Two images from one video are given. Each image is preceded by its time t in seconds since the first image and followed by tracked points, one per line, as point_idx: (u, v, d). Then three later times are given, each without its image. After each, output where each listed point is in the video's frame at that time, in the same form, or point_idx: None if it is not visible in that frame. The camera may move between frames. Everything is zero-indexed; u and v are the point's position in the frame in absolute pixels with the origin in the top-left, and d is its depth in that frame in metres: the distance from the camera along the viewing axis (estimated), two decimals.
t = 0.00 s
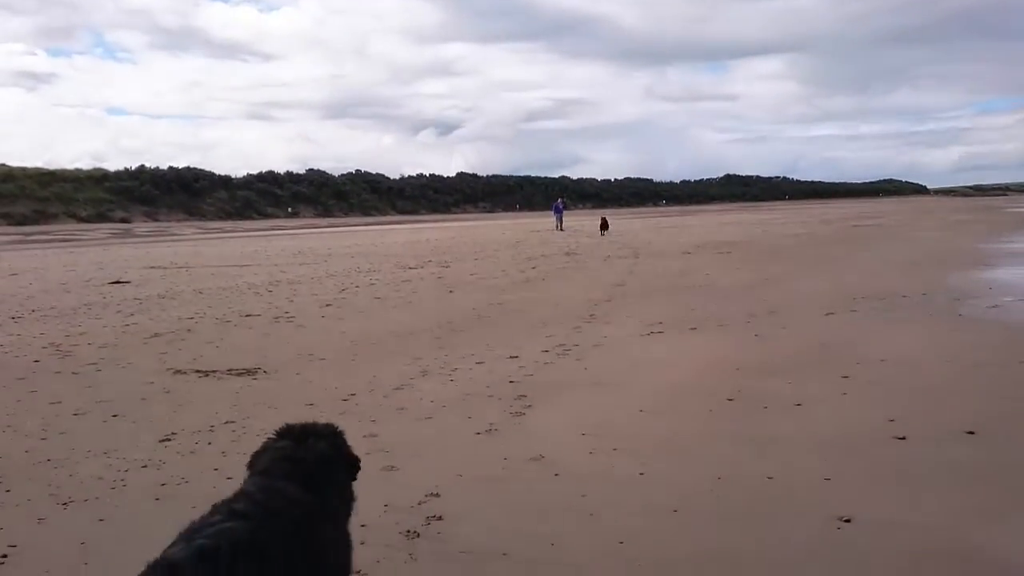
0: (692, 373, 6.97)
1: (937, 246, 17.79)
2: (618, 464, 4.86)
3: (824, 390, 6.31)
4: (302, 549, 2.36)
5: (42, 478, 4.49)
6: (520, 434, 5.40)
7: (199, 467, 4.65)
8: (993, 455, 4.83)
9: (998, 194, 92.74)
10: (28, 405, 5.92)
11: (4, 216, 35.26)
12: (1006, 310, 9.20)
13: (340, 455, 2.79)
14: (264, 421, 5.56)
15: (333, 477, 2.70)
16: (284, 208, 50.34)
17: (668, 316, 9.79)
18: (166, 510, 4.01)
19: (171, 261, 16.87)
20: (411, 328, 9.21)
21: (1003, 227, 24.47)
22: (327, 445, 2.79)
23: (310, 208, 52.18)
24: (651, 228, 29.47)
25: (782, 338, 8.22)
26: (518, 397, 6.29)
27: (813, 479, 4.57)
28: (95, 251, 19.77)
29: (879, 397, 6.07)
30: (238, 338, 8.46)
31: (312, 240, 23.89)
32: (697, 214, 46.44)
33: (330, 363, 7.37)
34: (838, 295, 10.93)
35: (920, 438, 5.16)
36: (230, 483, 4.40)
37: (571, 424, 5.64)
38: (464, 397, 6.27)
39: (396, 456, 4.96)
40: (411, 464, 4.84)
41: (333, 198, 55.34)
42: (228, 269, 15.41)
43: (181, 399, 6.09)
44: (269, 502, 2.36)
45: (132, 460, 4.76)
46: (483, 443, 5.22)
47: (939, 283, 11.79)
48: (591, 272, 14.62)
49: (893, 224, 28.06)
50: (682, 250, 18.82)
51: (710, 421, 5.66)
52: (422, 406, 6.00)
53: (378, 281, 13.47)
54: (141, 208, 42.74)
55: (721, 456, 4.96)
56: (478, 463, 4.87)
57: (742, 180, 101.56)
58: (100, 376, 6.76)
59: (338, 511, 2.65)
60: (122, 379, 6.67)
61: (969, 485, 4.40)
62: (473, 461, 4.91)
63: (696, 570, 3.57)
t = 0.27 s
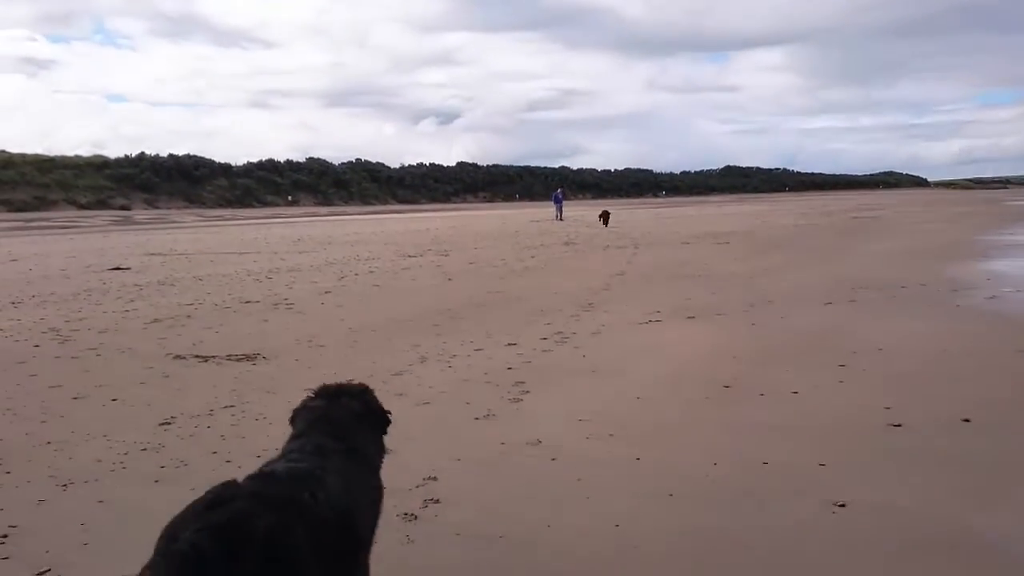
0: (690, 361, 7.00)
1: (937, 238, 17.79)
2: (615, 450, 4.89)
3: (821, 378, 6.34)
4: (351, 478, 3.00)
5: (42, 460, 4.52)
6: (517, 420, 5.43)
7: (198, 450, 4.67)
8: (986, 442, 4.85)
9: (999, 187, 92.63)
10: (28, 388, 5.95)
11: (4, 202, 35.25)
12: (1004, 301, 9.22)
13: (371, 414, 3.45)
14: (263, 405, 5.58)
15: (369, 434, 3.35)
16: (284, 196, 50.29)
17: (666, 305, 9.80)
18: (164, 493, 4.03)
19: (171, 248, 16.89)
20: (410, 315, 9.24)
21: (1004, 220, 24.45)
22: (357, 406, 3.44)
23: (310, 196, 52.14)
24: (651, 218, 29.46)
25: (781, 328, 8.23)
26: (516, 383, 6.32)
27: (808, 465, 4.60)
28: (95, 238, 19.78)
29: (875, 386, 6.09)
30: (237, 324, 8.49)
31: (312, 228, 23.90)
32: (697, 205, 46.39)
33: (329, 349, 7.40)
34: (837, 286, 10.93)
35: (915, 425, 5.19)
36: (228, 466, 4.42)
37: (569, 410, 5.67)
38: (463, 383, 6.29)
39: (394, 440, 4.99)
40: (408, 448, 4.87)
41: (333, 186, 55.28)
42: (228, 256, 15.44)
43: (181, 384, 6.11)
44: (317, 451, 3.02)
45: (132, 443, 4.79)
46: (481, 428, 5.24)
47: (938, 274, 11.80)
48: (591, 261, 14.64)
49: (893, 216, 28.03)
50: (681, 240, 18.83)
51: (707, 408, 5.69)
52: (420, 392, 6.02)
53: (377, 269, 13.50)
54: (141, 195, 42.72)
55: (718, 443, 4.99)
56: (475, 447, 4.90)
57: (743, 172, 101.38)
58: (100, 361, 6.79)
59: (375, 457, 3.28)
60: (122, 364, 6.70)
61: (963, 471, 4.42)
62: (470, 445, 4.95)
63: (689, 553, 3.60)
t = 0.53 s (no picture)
0: (684, 352, 7.02)
1: (933, 231, 17.82)
2: (608, 440, 4.91)
3: (814, 370, 6.37)
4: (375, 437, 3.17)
5: (36, 448, 4.52)
6: (511, 410, 5.45)
7: (192, 438, 4.68)
8: (977, 435, 4.88)
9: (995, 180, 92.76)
10: (22, 376, 5.95)
11: None
12: (998, 295, 9.25)
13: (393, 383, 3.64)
14: (258, 394, 5.59)
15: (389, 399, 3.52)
16: (280, 184, 50.16)
17: (661, 297, 9.81)
18: (158, 481, 4.04)
19: (166, 236, 16.86)
20: (405, 305, 9.24)
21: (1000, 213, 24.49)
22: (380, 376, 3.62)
23: (306, 184, 52.02)
24: (648, 209, 29.45)
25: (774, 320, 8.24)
26: (510, 374, 6.34)
27: (800, 457, 4.63)
28: (90, 225, 19.72)
29: (868, 378, 6.13)
30: (232, 312, 8.48)
31: (308, 217, 23.86)
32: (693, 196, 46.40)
33: (324, 338, 7.41)
34: (832, 278, 10.95)
35: (907, 418, 5.22)
36: (222, 454, 4.43)
37: (562, 400, 5.69)
38: (457, 373, 6.31)
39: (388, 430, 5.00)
40: (402, 438, 4.89)
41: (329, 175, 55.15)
42: (224, 244, 15.41)
43: (176, 372, 6.12)
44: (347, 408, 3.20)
45: (126, 431, 4.79)
46: (474, 418, 5.26)
47: (932, 267, 11.83)
48: (587, 252, 14.65)
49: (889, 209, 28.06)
50: (677, 231, 18.85)
51: (701, 399, 5.72)
52: (414, 382, 6.04)
53: (373, 258, 13.49)
54: (137, 183, 42.58)
55: (710, 434, 5.01)
56: (469, 437, 4.92)
57: (740, 163, 101.28)
58: (95, 348, 6.79)
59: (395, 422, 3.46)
60: (116, 351, 6.70)
61: (953, 463, 4.45)
62: (464, 435, 4.96)
63: (680, 543, 3.63)
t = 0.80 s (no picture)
0: (675, 344, 7.04)
1: (924, 225, 17.87)
2: (597, 432, 4.93)
3: (803, 363, 6.39)
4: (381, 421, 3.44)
5: (23, 437, 4.51)
6: (501, 402, 5.45)
7: (181, 428, 4.67)
8: (963, 428, 4.92)
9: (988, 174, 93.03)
10: (10, 365, 5.92)
11: None
12: (988, 289, 9.29)
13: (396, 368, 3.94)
14: (247, 384, 5.57)
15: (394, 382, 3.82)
16: (272, 174, 49.96)
17: (652, 289, 9.83)
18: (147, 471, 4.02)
19: (157, 226, 16.79)
20: (396, 295, 9.23)
21: (991, 207, 24.57)
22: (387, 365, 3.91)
23: (299, 174, 51.83)
24: (640, 202, 29.45)
25: (764, 313, 8.27)
26: (500, 365, 6.34)
27: (788, 450, 4.65)
28: (80, 214, 19.61)
29: (857, 371, 6.16)
30: (222, 302, 8.46)
31: (301, 207, 23.79)
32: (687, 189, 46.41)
33: (314, 328, 7.39)
34: (823, 271, 10.97)
35: (895, 411, 5.25)
36: (211, 445, 4.42)
37: (552, 392, 5.70)
38: (447, 364, 6.31)
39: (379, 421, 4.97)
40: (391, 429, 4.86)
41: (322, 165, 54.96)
42: (215, 234, 15.35)
43: (165, 362, 6.10)
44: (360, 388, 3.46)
45: (114, 420, 4.78)
46: (464, 410, 5.26)
47: (923, 261, 11.86)
48: (579, 244, 14.65)
49: (881, 202, 28.13)
50: (670, 224, 18.86)
51: (690, 391, 5.74)
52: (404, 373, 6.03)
53: (365, 249, 13.46)
54: (129, 172, 42.36)
55: (699, 426, 5.03)
56: (459, 429, 4.93)
57: (733, 155, 101.33)
58: (84, 337, 6.76)
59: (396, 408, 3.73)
60: (105, 341, 6.67)
61: (939, 456, 4.49)
62: (453, 426, 4.97)
63: (669, 535, 3.65)
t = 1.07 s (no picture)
0: (660, 339, 7.08)
1: (908, 221, 18.01)
2: (582, 426, 4.96)
3: (787, 357, 6.45)
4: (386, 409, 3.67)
5: (5, 432, 4.47)
6: (487, 396, 5.47)
7: (165, 423, 4.65)
8: (944, 423, 4.97)
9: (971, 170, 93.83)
10: None
11: None
12: (970, 284, 9.39)
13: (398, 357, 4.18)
14: (232, 379, 5.55)
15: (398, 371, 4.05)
16: (258, 168, 49.66)
17: (638, 284, 9.86)
18: (131, 466, 4.01)
19: (140, 219, 16.65)
20: (382, 290, 9.21)
21: (974, 203, 24.79)
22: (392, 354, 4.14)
23: (284, 168, 51.54)
24: (627, 197, 29.51)
25: (749, 307, 8.32)
26: (486, 359, 6.36)
27: (772, 444, 4.69)
28: (62, 207, 19.40)
29: (840, 365, 6.22)
30: (207, 296, 8.42)
31: (286, 201, 23.67)
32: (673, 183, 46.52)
33: (300, 323, 7.37)
34: (807, 267, 11.04)
35: (877, 405, 5.31)
36: (196, 440, 4.41)
37: (538, 386, 5.72)
38: (433, 358, 6.32)
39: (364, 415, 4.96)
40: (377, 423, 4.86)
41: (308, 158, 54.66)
42: (200, 227, 15.25)
43: (149, 356, 6.06)
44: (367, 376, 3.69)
45: (98, 415, 4.75)
46: (450, 404, 5.27)
47: (907, 256, 11.96)
48: (565, 239, 14.67)
49: (865, 198, 28.33)
50: (656, 219, 18.92)
51: (675, 385, 5.77)
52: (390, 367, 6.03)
53: (350, 243, 13.42)
54: (112, 164, 41.96)
55: (684, 421, 5.06)
56: (445, 423, 4.94)
57: (719, 150, 101.64)
58: (67, 331, 6.71)
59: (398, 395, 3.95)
60: (89, 335, 6.63)
61: (920, 451, 4.54)
62: (439, 420, 4.98)
63: (654, 530, 3.67)
